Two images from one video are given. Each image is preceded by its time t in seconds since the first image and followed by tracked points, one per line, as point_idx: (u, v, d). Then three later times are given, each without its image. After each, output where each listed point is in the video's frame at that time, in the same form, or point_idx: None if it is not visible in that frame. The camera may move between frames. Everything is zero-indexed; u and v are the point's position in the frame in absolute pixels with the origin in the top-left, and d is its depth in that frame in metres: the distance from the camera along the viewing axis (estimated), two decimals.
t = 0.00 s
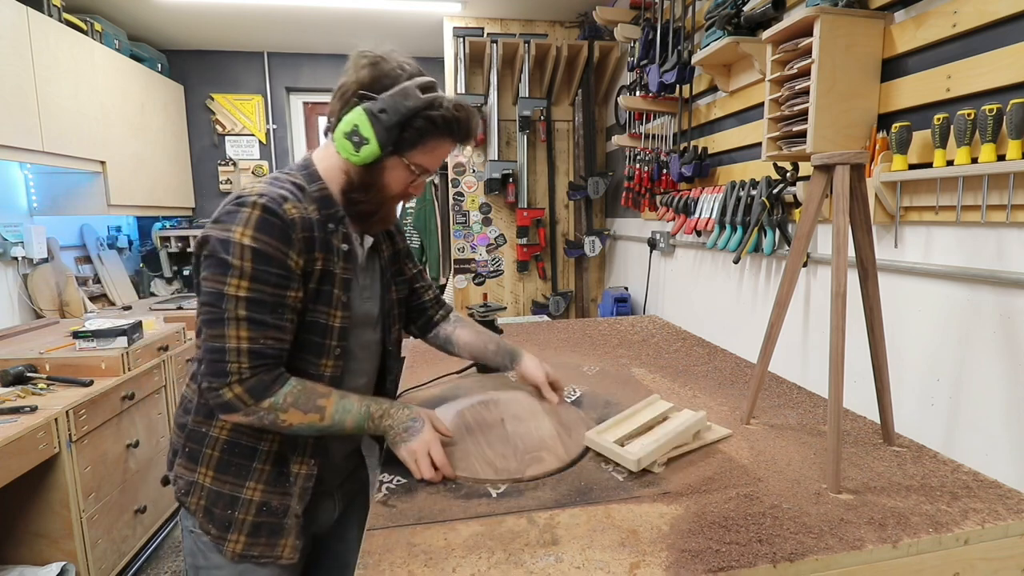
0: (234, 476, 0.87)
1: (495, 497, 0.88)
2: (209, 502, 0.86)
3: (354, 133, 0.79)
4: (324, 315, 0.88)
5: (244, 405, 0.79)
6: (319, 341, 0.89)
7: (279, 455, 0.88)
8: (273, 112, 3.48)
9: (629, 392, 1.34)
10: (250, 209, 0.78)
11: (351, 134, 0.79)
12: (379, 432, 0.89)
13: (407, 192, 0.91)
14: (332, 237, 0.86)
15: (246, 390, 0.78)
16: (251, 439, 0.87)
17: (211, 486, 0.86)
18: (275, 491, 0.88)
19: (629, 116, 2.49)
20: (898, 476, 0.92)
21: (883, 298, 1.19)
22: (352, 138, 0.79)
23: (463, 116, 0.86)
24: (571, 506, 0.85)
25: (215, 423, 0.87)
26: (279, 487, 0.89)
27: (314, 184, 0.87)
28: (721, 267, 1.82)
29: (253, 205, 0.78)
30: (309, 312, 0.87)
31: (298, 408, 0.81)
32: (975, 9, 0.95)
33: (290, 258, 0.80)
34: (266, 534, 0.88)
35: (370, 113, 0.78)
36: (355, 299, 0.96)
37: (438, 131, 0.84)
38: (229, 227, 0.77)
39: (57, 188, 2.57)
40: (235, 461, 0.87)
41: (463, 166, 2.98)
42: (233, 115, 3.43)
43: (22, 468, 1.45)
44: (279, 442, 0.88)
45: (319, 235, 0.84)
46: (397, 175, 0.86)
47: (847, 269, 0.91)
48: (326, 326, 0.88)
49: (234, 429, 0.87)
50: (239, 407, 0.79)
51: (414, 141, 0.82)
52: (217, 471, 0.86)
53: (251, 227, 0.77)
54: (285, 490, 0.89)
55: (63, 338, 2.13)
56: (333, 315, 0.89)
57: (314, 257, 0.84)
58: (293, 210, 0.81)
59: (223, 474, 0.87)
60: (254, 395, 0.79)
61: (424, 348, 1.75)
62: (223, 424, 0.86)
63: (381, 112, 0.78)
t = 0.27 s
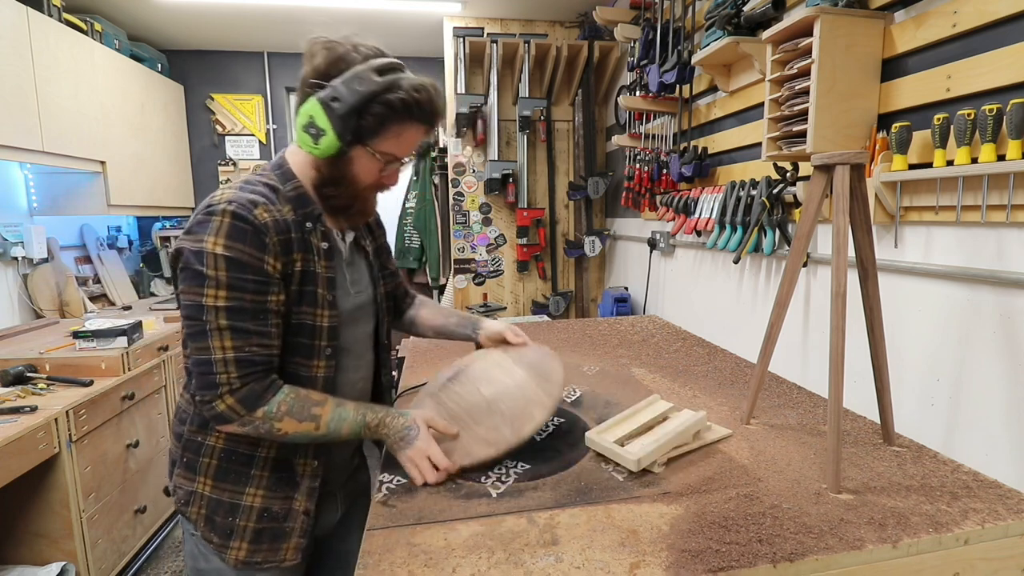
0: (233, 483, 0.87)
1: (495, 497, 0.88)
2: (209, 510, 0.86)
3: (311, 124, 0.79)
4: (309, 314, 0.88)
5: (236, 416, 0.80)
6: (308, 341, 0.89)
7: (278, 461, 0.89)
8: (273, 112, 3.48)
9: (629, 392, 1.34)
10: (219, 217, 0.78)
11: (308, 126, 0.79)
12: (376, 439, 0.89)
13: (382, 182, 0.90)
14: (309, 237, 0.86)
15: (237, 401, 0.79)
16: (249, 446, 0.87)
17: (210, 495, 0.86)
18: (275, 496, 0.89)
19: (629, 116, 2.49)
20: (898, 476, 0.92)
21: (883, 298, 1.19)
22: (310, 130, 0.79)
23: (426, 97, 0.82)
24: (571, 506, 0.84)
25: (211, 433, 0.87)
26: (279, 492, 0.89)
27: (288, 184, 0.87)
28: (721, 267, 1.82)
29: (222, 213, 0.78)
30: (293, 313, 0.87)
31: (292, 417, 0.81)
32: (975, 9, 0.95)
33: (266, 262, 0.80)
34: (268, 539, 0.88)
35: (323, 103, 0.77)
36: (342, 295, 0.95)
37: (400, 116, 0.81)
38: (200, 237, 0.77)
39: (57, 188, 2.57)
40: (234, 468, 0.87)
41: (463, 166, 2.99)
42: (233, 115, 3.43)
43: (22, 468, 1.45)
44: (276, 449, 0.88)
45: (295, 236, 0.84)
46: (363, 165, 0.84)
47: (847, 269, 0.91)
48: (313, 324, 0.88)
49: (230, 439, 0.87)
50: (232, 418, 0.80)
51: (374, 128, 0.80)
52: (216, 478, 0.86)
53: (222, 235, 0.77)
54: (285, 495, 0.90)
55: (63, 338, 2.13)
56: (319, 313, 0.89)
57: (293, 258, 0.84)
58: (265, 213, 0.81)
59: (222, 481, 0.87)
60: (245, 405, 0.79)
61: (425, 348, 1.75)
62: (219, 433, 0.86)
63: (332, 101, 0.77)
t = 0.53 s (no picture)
0: (241, 480, 0.87)
1: (495, 497, 0.88)
2: (218, 509, 0.86)
3: (271, 117, 0.82)
4: (303, 304, 0.88)
5: (240, 411, 0.79)
6: (304, 332, 0.89)
7: (286, 453, 0.89)
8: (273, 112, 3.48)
9: (629, 392, 1.34)
10: (204, 217, 0.78)
11: (268, 118, 0.82)
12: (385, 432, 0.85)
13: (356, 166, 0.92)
14: (296, 229, 0.87)
15: (238, 394, 0.79)
16: (254, 442, 0.87)
17: (219, 494, 0.86)
18: (284, 491, 0.89)
19: (628, 116, 2.49)
20: (898, 476, 0.92)
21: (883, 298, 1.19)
22: (270, 122, 0.82)
23: (377, 74, 0.83)
24: (571, 506, 0.84)
25: (217, 431, 0.87)
26: (288, 487, 0.89)
27: (271, 180, 0.89)
28: (721, 267, 1.82)
29: (205, 213, 0.78)
30: (287, 305, 0.87)
31: (292, 409, 0.80)
32: (975, 9, 0.95)
33: (255, 256, 0.80)
34: (280, 535, 0.88)
35: (276, 93, 0.80)
36: (335, 285, 0.96)
37: (354, 96, 0.82)
38: (186, 239, 0.77)
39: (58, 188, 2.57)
40: (241, 465, 0.87)
41: (463, 166, 2.99)
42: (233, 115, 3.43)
43: (21, 468, 1.45)
44: (282, 443, 0.89)
45: (281, 229, 0.85)
46: (330, 151, 0.87)
47: (847, 269, 0.91)
48: (308, 314, 0.89)
49: (236, 436, 0.87)
50: (235, 412, 0.79)
51: (330, 111, 0.82)
52: (223, 476, 0.86)
53: (208, 234, 0.77)
54: (294, 490, 0.89)
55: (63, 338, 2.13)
56: (312, 303, 0.89)
57: (281, 250, 0.85)
58: (249, 210, 0.81)
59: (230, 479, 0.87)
60: (246, 398, 0.79)
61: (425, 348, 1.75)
62: (225, 430, 0.87)
63: (284, 90, 0.79)
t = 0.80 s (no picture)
0: (245, 474, 0.87)
1: (495, 497, 0.88)
2: (222, 503, 0.86)
3: (253, 112, 0.86)
4: (299, 295, 0.88)
5: (235, 398, 0.79)
6: (301, 323, 0.89)
7: (288, 446, 0.89)
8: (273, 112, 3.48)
9: (629, 392, 1.34)
10: (196, 214, 0.80)
11: (251, 112, 0.86)
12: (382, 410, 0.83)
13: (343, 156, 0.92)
14: (288, 224, 0.89)
15: (230, 380, 0.78)
16: (256, 435, 0.88)
17: (223, 488, 0.86)
18: (287, 485, 0.89)
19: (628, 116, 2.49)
20: (898, 477, 0.92)
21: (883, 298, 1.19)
22: (253, 116, 0.86)
23: (347, 58, 0.85)
24: (571, 506, 0.84)
25: (220, 424, 0.88)
26: (292, 480, 0.89)
27: (264, 178, 0.91)
28: (721, 267, 1.82)
29: (196, 210, 0.80)
30: (282, 297, 0.87)
31: (283, 391, 0.79)
32: (975, 9, 0.95)
33: (245, 247, 0.81)
34: (284, 529, 0.88)
35: (256, 87, 0.84)
36: (333, 277, 0.97)
37: (328, 82, 0.84)
38: (179, 237, 0.79)
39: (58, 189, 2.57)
40: (244, 459, 0.87)
41: (463, 166, 2.99)
42: (233, 115, 3.43)
43: (22, 468, 1.45)
44: (284, 435, 0.89)
45: (274, 224, 0.87)
46: (314, 140, 0.88)
47: (846, 269, 0.91)
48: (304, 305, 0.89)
49: (239, 430, 0.87)
50: (231, 400, 0.79)
51: (306, 98, 0.84)
52: (227, 471, 0.87)
53: (200, 229, 0.79)
54: (298, 483, 0.90)
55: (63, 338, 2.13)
56: (308, 295, 0.89)
57: (274, 243, 0.86)
58: (238, 206, 0.83)
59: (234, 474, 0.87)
60: (239, 383, 0.78)
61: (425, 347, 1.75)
62: (227, 424, 0.87)
63: (261, 81, 0.83)
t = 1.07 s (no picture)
0: (249, 473, 0.87)
1: (496, 497, 0.88)
2: (228, 502, 0.86)
3: (245, 108, 0.87)
4: (304, 291, 0.88)
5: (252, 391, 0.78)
6: (307, 319, 0.89)
7: (293, 444, 0.89)
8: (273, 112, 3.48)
9: (629, 392, 1.34)
10: (201, 213, 0.80)
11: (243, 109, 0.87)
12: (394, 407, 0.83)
13: (338, 145, 0.91)
14: (292, 221, 0.89)
15: (248, 373, 0.78)
16: (261, 434, 0.87)
17: (228, 487, 0.86)
18: (292, 483, 0.88)
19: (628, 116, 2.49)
20: (898, 477, 0.92)
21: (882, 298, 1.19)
22: (245, 113, 0.88)
23: (328, 43, 0.85)
24: (571, 506, 0.84)
25: (225, 423, 0.87)
26: (297, 478, 0.89)
27: (266, 177, 0.91)
28: (721, 267, 1.82)
29: (201, 209, 0.80)
30: (288, 293, 0.87)
31: (299, 385, 0.78)
32: (975, 9, 0.95)
33: (251, 244, 0.81)
34: (289, 527, 0.88)
35: (245, 83, 0.85)
36: (337, 273, 0.97)
37: (311, 69, 0.85)
38: (185, 235, 0.79)
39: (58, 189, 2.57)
40: (248, 458, 0.87)
41: (463, 166, 2.99)
42: (233, 115, 3.43)
43: (22, 468, 1.45)
44: (289, 434, 0.89)
45: (277, 221, 0.87)
46: (305, 130, 0.88)
47: (847, 269, 0.91)
48: (309, 300, 0.89)
49: (243, 429, 0.87)
50: (249, 393, 0.78)
51: (291, 87, 0.84)
52: (231, 470, 0.87)
53: (208, 227, 0.79)
54: (303, 481, 0.89)
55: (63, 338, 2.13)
56: (314, 290, 0.89)
57: (279, 239, 0.86)
58: (241, 204, 0.83)
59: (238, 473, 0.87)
60: (257, 375, 0.78)
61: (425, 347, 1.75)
62: (233, 423, 0.87)
63: (248, 75, 0.84)
